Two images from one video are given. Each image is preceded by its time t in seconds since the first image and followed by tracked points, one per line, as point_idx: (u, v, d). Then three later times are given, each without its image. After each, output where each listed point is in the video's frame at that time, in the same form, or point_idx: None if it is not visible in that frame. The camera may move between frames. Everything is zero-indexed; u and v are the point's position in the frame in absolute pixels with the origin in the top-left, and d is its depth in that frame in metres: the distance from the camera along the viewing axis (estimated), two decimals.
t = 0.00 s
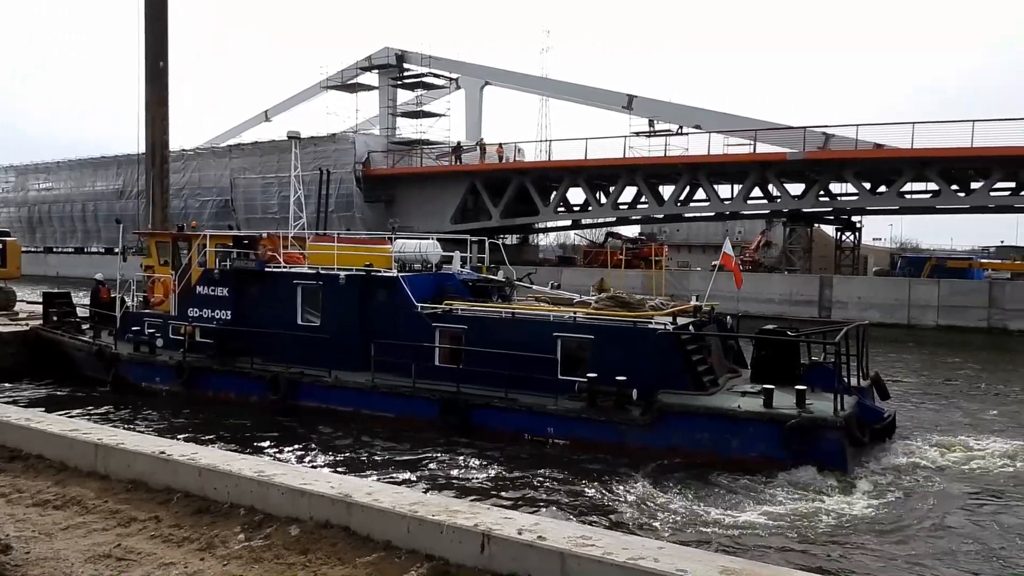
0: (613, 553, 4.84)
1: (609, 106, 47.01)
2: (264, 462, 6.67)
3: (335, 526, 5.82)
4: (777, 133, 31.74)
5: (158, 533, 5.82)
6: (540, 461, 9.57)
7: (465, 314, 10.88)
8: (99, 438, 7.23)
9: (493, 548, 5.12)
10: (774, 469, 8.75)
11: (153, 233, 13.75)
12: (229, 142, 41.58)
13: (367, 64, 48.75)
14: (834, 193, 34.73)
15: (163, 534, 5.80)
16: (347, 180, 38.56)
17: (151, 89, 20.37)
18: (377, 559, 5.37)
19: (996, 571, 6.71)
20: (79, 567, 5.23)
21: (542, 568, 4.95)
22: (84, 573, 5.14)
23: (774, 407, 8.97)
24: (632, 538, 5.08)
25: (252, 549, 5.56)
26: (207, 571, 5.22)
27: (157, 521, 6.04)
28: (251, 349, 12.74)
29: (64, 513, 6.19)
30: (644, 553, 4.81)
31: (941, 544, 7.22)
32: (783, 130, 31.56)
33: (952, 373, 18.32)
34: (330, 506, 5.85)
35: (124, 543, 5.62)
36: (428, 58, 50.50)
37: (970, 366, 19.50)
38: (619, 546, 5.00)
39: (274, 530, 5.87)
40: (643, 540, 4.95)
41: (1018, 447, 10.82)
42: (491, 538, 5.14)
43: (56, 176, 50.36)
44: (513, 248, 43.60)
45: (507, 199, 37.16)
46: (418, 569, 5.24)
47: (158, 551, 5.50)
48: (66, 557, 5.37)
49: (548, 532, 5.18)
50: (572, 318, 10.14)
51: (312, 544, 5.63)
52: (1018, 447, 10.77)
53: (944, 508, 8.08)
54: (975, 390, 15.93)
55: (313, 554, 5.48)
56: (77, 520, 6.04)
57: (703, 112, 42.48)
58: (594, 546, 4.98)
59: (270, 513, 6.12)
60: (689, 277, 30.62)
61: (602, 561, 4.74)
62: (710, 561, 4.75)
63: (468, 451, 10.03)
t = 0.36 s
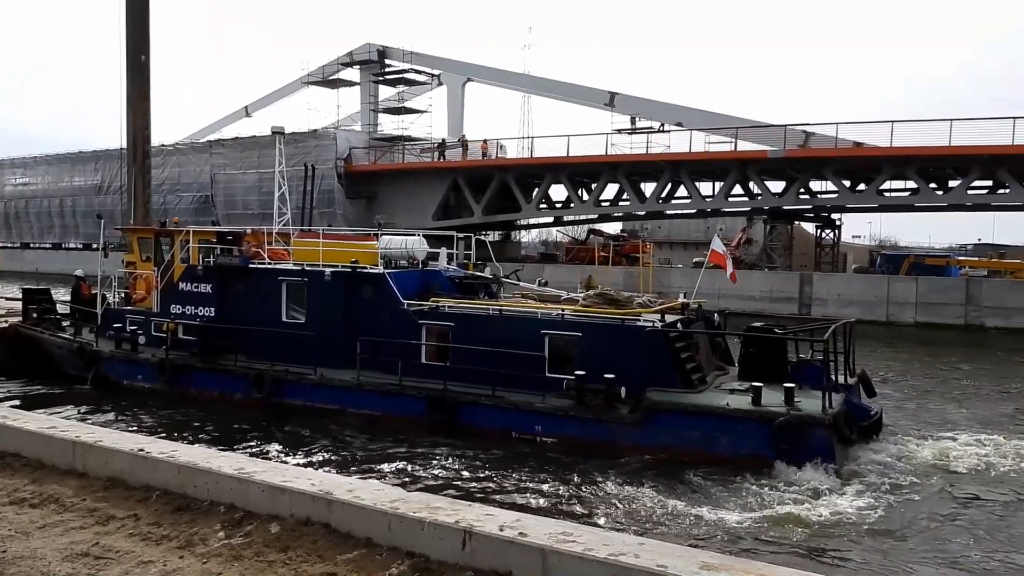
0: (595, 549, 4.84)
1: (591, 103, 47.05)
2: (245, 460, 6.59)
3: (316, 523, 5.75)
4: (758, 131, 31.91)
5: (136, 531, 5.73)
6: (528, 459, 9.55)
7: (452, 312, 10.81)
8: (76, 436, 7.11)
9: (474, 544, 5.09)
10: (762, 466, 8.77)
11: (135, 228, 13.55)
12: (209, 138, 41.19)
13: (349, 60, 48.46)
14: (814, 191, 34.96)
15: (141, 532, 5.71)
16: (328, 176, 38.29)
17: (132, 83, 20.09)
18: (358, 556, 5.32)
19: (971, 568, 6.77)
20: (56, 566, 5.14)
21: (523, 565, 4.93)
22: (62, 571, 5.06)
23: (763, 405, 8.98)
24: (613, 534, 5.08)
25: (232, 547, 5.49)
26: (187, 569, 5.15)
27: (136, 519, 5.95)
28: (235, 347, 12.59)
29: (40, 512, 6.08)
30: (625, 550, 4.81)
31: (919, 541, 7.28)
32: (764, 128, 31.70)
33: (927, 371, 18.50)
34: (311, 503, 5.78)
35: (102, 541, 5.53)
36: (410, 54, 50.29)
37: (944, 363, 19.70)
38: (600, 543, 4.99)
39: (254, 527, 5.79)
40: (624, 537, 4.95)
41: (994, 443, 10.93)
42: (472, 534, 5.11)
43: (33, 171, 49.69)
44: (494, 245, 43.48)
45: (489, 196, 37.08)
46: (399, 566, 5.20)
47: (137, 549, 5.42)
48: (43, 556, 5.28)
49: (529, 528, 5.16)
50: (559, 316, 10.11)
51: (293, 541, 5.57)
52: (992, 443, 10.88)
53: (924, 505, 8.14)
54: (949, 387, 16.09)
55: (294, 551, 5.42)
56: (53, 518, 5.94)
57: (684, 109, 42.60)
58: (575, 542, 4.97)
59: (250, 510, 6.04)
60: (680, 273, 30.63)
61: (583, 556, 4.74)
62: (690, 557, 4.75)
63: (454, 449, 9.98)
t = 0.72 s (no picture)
0: (576, 544, 4.81)
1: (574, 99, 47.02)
2: (226, 456, 6.50)
3: (297, 519, 5.68)
4: (740, 128, 31.99)
5: (116, 528, 5.64)
6: (516, 456, 9.51)
7: (439, 308, 10.75)
8: (55, 432, 6.99)
9: (456, 540, 5.04)
10: (751, 463, 8.77)
11: (117, 223, 13.36)
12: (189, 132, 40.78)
13: (331, 54, 48.14)
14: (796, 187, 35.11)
15: (121, 529, 5.63)
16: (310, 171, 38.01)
17: (114, 76, 19.80)
18: (340, 552, 5.26)
19: (950, 563, 6.80)
20: (33, 564, 5.06)
21: (505, 560, 4.89)
22: (39, 569, 4.97)
23: (753, 402, 8.98)
24: (595, 529, 5.05)
25: (213, 543, 5.42)
26: (167, 566, 5.08)
27: (115, 516, 5.86)
28: (220, 343, 12.46)
29: (17, 509, 5.98)
30: (606, 545, 4.79)
31: (902, 537, 7.31)
32: (746, 125, 31.77)
33: (905, 367, 18.62)
34: (292, 499, 5.71)
35: (81, 539, 5.44)
36: (393, 49, 50.04)
37: (921, 359, 19.84)
38: (582, 538, 4.96)
39: (235, 524, 5.72)
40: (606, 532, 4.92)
41: (973, 440, 10.99)
42: (454, 530, 5.06)
43: (11, 165, 49.03)
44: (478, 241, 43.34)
45: (472, 191, 36.98)
46: (381, 562, 5.15)
47: (116, 546, 5.34)
48: (20, 554, 5.18)
49: (512, 524, 5.12)
50: (548, 313, 10.07)
51: (274, 537, 5.49)
52: (972, 439, 10.95)
53: (906, 501, 8.18)
54: (927, 384, 16.19)
55: (275, 548, 5.35)
56: (31, 516, 5.83)
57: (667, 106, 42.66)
58: (557, 538, 4.93)
59: (231, 507, 5.96)
60: (670, 270, 30.71)
61: (564, 551, 4.71)
62: (672, 551, 4.74)
63: (441, 446, 9.92)
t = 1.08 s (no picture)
0: (559, 536, 4.77)
1: (557, 93, 46.95)
2: (207, 450, 6.41)
3: (279, 513, 5.62)
4: (723, 122, 32.02)
5: (96, 523, 5.56)
6: (505, 451, 9.48)
7: (427, 302, 10.67)
8: (34, 427, 6.88)
9: (439, 533, 5.00)
10: (741, 458, 8.78)
11: (99, 216, 13.17)
12: (170, 124, 40.34)
13: (314, 46, 47.76)
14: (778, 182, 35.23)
15: (101, 524, 5.54)
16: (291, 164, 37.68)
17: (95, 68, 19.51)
18: (321, 546, 5.20)
19: (929, 555, 6.84)
20: (11, 560, 4.97)
21: (487, 553, 4.85)
22: (17, 565, 4.89)
23: (742, 397, 8.98)
24: (578, 521, 5.01)
25: (194, 538, 5.34)
26: (148, 561, 5.01)
27: (95, 511, 5.77)
28: (205, 338, 12.32)
29: None
30: (589, 537, 4.75)
31: (888, 531, 7.33)
32: (729, 120, 31.80)
33: (883, 360, 18.74)
34: (274, 493, 5.64)
35: (60, 534, 5.35)
36: (375, 42, 49.71)
37: (899, 353, 19.99)
38: (564, 530, 4.92)
39: (217, 518, 5.64)
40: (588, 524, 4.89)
41: (951, 433, 11.05)
42: (437, 523, 5.02)
43: None
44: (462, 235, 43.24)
45: (455, 185, 36.87)
46: (364, 555, 5.09)
47: (96, 541, 5.26)
48: None
49: (494, 517, 5.07)
50: (537, 307, 10.02)
51: (255, 531, 5.43)
52: (951, 433, 11.03)
53: (889, 495, 8.21)
54: (904, 377, 16.30)
55: (257, 542, 5.28)
56: (9, 511, 5.73)
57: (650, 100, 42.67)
58: (540, 530, 4.89)
59: (212, 501, 5.88)
60: (659, 265, 30.69)
61: (546, 544, 4.67)
62: (654, 544, 4.71)
63: (428, 441, 9.87)
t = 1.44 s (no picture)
0: (541, 529, 4.74)
1: (540, 86, 46.86)
2: (188, 443, 6.32)
3: (260, 506, 5.55)
4: (705, 116, 32.03)
5: (75, 517, 5.47)
6: (493, 445, 9.44)
7: (415, 295, 10.60)
8: (11, 421, 6.76)
9: (421, 526, 4.96)
10: (731, 452, 8.79)
11: (82, 208, 12.97)
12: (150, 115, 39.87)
13: (296, 37, 47.36)
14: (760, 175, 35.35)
15: (80, 518, 5.46)
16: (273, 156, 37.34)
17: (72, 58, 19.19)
18: (304, 539, 5.15)
19: (912, 547, 6.88)
20: None
21: (469, 546, 4.82)
22: None
23: (733, 391, 8.99)
24: (560, 513, 4.99)
25: (175, 531, 5.27)
26: (128, 555, 4.94)
27: (74, 505, 5.68)
28: (189, 331, 12.17)
29: None
30: (571, 529, 4.73)
31: (875, 523, 7.36)
32: (712, 113, 31.84)
33: (860, 353, 18.87)
34: (256, 486, 5.57)
35: (39, 528, 5.26)
36: (358, 33, 49.37)
37: (874, 345, 20.12)
38: (547, 522, 4.89)
39: (198, 511, 5.57)
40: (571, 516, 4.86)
41: (927, 425, 11.15)
42: (419, 516, 4.98)
43: None
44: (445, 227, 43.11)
45: (437, 177, 36.74)
46: (346, 548, 5.04)
47: (75, 535, 5.18)
48: None
49: (476, 509, 5.04)
50: (526, 300, 9.98)
51: (237, 525, 5.36)
52: (931, 426, 11.11)
53: (875, 487, 8.26)
54: (880, 370, 16.40)
55: (238, 535, 5.22)
56: None
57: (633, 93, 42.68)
58: (522, 522, 4.86)
59: (193, 495, 5.80)
60: (647, 259, 30.70)
61: (529, 536, 4.65)
62: (635, 535, 4.69)
63: (414, 435, 9.83)
